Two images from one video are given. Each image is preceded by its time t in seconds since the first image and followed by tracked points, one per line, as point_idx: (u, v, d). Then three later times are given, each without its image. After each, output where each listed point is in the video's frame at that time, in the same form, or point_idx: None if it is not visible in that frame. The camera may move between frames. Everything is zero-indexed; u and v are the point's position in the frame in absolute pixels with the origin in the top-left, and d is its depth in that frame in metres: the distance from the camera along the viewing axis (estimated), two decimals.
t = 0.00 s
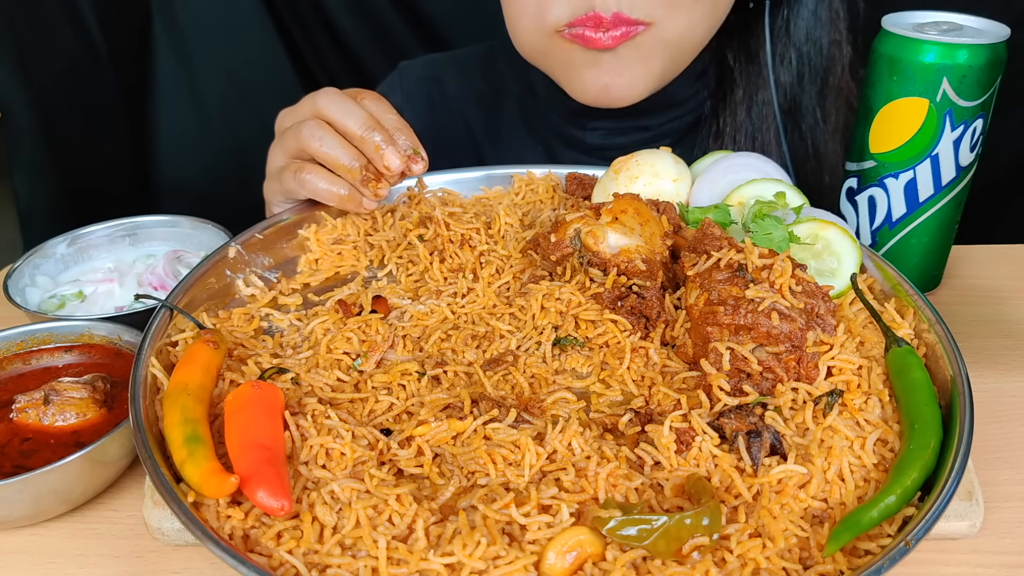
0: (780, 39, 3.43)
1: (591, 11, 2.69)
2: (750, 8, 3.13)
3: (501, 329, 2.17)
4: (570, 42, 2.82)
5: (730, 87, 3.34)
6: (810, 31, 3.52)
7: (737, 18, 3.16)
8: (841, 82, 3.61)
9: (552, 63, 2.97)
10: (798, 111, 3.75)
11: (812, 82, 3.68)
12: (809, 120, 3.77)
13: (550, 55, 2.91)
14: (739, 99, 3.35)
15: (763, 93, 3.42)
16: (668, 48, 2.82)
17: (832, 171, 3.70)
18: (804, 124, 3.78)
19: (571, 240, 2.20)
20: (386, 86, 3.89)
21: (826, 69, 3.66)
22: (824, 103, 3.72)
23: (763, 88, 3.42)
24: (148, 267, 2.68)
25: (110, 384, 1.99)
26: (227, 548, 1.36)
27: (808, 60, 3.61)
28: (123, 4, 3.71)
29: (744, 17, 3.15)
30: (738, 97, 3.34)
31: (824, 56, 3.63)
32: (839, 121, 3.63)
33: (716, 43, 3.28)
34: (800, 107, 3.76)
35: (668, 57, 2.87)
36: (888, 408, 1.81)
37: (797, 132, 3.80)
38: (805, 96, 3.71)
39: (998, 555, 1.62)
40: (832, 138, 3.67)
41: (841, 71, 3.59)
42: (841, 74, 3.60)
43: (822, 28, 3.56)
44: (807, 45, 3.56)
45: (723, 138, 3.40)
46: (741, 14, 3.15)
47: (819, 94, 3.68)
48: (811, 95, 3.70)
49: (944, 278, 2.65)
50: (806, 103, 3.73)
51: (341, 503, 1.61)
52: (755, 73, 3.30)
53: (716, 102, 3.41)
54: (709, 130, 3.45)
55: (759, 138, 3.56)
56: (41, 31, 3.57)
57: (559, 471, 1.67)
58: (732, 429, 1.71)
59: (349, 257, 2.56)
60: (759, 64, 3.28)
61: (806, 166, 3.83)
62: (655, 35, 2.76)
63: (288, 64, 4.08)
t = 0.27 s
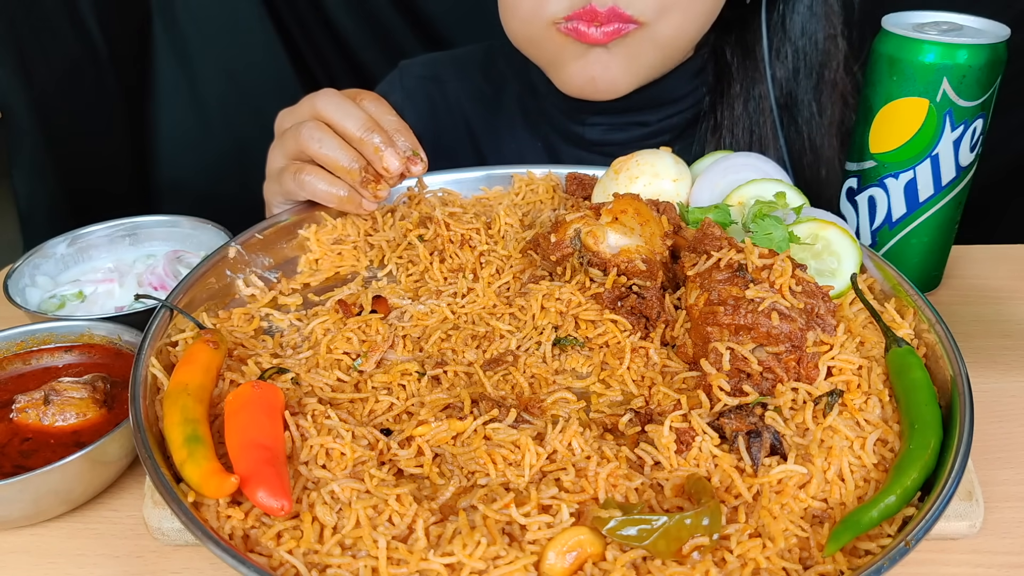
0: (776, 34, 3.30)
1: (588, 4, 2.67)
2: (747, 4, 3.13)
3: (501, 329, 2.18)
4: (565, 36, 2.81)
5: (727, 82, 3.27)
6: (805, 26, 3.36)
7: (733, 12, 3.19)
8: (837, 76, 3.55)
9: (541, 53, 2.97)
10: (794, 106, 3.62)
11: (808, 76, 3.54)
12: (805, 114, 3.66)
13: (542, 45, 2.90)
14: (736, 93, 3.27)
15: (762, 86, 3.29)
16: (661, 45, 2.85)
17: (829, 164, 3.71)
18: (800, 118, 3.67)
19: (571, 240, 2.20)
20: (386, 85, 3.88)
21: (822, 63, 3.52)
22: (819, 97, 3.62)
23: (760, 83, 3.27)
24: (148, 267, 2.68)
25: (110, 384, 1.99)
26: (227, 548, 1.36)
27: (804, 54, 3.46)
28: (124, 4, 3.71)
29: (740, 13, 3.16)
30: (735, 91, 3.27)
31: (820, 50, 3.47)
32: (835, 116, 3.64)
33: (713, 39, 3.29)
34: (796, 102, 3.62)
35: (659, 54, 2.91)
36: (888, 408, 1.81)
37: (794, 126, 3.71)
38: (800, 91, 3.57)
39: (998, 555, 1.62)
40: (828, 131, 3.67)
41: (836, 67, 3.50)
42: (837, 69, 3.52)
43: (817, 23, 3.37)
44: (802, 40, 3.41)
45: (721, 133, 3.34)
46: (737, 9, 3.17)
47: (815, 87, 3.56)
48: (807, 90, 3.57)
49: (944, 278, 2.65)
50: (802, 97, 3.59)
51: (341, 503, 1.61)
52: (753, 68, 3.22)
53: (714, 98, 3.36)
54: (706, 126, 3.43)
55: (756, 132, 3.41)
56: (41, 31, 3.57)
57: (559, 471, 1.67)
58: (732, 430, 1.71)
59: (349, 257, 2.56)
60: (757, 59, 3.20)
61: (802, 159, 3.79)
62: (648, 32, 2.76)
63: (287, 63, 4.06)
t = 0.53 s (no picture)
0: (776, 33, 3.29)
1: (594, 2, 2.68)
2: (747, 2, 3.14)
3: (501, 329, 2.18)
4: (568, 30, 2.81)
5: (728, 80, 3.30)
6: (806, 25, 3.33)
7: (733, 11, 3.20)
8: (837, 74, 3.52)
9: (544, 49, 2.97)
10: (794, 104, 3.58)
11: (808, 75, 3.50)
12: (805, 113, 3.62)
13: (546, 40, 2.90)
14: (737, 91, 3.28)
15: (764, 84, 3.27)
16: (663, 41, 2.85)
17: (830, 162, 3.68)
18: (801, 117, 3.63)
19: (571, 240, 2.20)
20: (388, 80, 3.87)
21: (822, 62, 3.48)
22: (820, 96, 3.58)
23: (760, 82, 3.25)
24: (149, 267, 2.68)
25: (110, 384, 1.99)
26: (227, 548, 1.36)
27: (804, 53, 3.43)
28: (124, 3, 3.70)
29: (739, 12, 3.18)
30: (736, 89, 3.28)
31: (820, 49, 3.43)
32: (836, 115, 3.64)
33: (714, 36, 3.32)
34: (796, 100, 3.59)
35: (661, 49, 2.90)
36: (888, 408, 1.81)
37: (794, 124, 3.67)
38: (800, 89, 3.54)
39: (998, 555, 1.62)
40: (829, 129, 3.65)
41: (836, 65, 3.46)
42: (837, 68, 3.49)
43: (817, 22, 3.34)
44: (803, 39, 3.38)
45: (722, 130, 3.37)
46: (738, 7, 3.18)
47: (815, 85, 3.53)
48: (808, 88, 3.53)
49: (944, 278, 2.65)
50: (803, 95, 3.56)
51: (341, 503, 1.61)
52: (753, 66, 3.21)
53: (716, 95, 3.38)
54: (708, 123, 3.46)
55: (757, 131, 3.39)
56: (41, 30, 3.57)
57: (559, 471, 1.67)
58: (732, 429, 1.71)
59: (350, 257, 2.56)
60: (758, 57, 3.19)
61: (803, 157, 3.75)
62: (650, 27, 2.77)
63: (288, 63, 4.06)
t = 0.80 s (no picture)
0: (781, 35, 3.31)
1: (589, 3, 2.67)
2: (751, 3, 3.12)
3: (501, 329, 2.18)
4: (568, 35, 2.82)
5: (732, 81, 3.29)
6: (810, 26, 3.40)
7: (737, 12, 3.16)
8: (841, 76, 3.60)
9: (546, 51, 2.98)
10: (797, 105, 3.67)
11: (812, 75, 3.58)
12: (809, 113, 3.70)
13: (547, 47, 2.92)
14: (740, 92, 3.30)
15: (766, 86, 3.31)
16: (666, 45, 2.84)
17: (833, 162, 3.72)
18: (804, 117, 3.72)
19: (571, 240, 2.20)
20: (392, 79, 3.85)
21: (826, 63, 3.58)
22: (823, 97, 3.66)
23: (764, 83, 3.29)
24: (149, 267, 2.68)
25: (110, 384, 1.99)
26: (227, 548, 1.36)
27: (808, 54, 3.51)
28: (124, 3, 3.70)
29: (743, 12, 3.15)
30: (740, 90, 3.29)
31: (824, 50, 3.52)
32: (840, 115, 3.66)
33: (717, 38, 3.24)
34: (800, 101, 3.67)
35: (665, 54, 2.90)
36: (888, 408, 1.81)
37: (798, 125, 3.74)
38: (804, 90, 3.62)
39: (998, 555, 1.62)
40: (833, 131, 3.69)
41: (840, 66, 3.54)
42: (841, 69, 3.57)
43: (821, 23, 3.44)
44: (807, 41, 3.45)
45: (726, 132, 3.38)
46: (741, 7, 3.15)
47: (819, 86, 3.60)
48: (811, 89, 3.62)
49: (944, 278, 2.65)
50: (806, 96, 3.64)
51: (341, 503, 1.61)
52: (756, 68, 3.23)
53: (718, 96, 3.38)
54: (711, 124, 3.45)
55: (761, 132, 3.43)
56: (41, 31, 3.57)
57: (559, 471, 1.67)
58: (732, 429, 1.71)
59: (350, 257, 2.56)
60: (762, 58, 3.20)
61: (806, 158, 3.80)
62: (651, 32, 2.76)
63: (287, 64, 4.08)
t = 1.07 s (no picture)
0: (784, 34, 3.36)
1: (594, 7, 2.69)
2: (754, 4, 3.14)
3: (501, 329, 2.17)
4: (573, 38, 2.82)
5: (734, 82, 3.32)
6: (812, 26, 3.46)
7: (741, 13, 3.15)
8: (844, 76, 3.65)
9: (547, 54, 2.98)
10: (802, 107, 3.67)
11: (815, 76, 3.63)
12: (813, 114, 3.72)
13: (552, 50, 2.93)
14: (743, 92, 3.35)
15: (768, 86, 3.39)
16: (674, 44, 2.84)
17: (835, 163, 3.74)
18: (808, 119, 3.72)
19: (571, 240, 2.20)
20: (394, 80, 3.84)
21: (829, 63, 3.64)
22: (826, 98, 3.71)
23: (765, 83, 3.37)
24: (148, 267, 2.68)
25: (110, 384, 1.99)
26: (227, 548, 1.36)
27: (811, 55, 3.56)
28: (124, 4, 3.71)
29: (747, 13, 3.14)
30: (742, 90, 3.34)
31: (826, 50, 3.59)
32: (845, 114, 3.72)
33: (720, 39, 3.26)
34: (804, 103, 3.69)
35: (671, 53, 2.89)
36: (888, 408, 1.81)
37: (802, 127, 3.73)
38: (808, 91, 3.64)
39: (998, 555, 1.62)
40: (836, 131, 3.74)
41: (844, 67, 3.62)
42: (844, 69, 3.63)
43: (824, 24, 3.51)
44: (810, 41, 3.51)
45: (729, 134, 3.41)
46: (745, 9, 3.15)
47: (822, 86, 3.66)
48: (814, 91, 3.66)
49: (944, 278, 2.65)
50: (810, 97, 3.67)
51: (341, 503, 1.61)
52: (759, 68, 3.30)
53: (721, 98, 3.37)
54: (713, 125, 3.44)
55: (762, 133, 3.51)
56: (41, 32, 3.58)
57: (559, 471, 1.67)
58: (732, 430, 1.71)
59: (349, 257, 2.56)
60: (764, 58, 3.28)
61: (810, 160, 3.79)
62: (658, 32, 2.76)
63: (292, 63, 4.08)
